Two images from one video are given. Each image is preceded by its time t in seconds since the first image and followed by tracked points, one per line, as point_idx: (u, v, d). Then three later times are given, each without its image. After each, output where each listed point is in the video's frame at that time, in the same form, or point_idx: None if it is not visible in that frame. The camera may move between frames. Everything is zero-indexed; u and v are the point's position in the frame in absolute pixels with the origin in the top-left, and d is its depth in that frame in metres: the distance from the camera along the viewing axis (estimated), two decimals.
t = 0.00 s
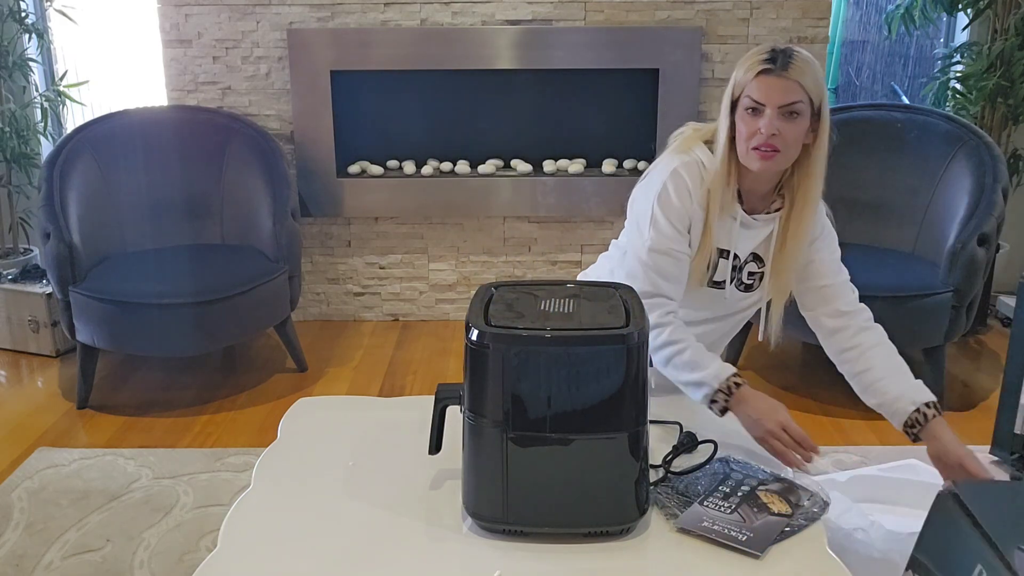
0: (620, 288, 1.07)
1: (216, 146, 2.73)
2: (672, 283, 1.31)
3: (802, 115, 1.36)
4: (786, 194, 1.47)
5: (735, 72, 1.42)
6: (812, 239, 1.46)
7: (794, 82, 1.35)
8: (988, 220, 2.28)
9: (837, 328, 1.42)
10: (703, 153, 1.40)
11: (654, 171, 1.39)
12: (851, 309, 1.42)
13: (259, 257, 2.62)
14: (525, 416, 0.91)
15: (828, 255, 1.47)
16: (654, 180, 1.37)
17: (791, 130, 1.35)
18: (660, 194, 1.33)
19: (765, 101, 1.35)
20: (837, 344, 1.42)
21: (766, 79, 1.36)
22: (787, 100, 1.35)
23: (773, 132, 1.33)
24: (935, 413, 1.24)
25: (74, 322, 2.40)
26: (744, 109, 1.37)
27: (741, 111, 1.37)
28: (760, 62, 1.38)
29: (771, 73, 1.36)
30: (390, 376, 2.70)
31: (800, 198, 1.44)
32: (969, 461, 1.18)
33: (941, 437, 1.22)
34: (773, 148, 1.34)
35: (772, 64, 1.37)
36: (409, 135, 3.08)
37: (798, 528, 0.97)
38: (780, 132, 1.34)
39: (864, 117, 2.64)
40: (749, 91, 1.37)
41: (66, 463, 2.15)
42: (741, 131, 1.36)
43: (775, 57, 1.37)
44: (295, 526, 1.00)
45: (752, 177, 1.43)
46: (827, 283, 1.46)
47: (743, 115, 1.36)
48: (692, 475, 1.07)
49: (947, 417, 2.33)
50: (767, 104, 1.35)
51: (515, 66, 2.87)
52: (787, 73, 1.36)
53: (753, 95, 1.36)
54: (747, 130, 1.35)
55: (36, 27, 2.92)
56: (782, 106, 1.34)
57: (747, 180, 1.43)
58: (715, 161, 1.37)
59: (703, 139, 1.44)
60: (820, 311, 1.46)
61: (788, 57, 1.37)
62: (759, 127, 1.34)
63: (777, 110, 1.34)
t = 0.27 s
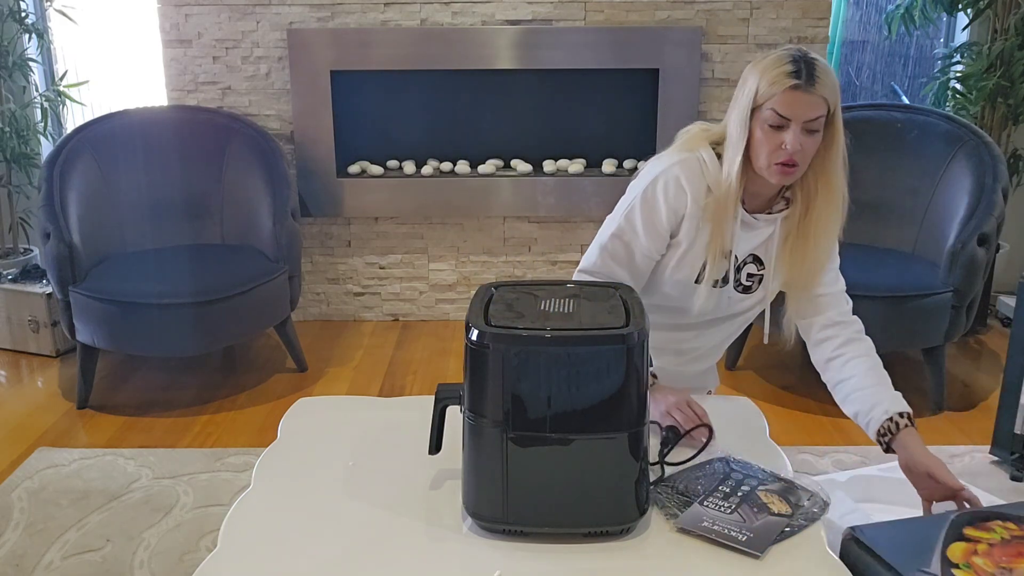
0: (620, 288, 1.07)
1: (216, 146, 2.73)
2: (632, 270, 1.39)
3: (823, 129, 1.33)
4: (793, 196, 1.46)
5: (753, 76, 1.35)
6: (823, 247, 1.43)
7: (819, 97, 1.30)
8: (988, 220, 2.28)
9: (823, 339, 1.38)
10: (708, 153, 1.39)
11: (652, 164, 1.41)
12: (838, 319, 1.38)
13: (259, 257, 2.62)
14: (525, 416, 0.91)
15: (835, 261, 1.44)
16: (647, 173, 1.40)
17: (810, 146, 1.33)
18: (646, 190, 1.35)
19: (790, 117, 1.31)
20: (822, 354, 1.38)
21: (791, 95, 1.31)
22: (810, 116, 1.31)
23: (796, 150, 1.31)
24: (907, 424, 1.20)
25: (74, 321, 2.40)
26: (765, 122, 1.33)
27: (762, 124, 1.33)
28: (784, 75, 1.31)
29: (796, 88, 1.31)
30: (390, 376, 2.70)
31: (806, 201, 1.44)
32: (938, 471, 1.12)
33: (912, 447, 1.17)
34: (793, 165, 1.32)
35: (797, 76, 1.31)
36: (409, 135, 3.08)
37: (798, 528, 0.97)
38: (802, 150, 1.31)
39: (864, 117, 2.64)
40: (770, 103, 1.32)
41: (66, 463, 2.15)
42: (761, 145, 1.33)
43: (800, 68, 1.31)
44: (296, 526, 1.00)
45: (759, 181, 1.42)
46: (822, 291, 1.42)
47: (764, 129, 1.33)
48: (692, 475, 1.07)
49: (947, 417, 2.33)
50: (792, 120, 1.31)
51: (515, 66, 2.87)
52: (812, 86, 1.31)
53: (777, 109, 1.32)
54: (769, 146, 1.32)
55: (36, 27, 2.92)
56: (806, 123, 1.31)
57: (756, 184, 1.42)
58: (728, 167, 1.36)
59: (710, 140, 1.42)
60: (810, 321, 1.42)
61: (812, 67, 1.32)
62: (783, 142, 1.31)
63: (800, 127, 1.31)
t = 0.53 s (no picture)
0: (620, 288, 1.07)
1: (216, 146, 2.73)
2: (630, 279, 1.40)
3: (796, 121, 1.28)
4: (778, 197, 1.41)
5: (723, 74, 1.32)
6: (813, 245, 1.38)
7: (787, 89, 1.26)
8: (988, 220, 2.28)
9: (821, 337, 1.35)
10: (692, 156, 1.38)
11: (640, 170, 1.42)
12: (836, 315, 1.34)
13: (259, 257, 2.62)
14: (525, 416, 0.91)
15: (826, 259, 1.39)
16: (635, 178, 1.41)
17: (784, 140, 1.28)
18: (630, 194, 1.37)
19: (757, 111, 1.27)
20: (822, 353, 1.35)
21: (757, 88, 1.27)
22: (780, 109, 1.27)
23: (767, 144, 1.27)
24: (912, 423, 1.18)
25: (73, 322, 2.40)
26: (734, 118, 1.29)
27: (732, 120, 1.30)
28: (750, 69, 1.28)
29: (762, 81, 1.27)
30: (390, 376, 2.70)
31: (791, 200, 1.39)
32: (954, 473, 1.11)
33: (921, 448, 1.15)
34: (767, 160, 1.28)
35: (763, 69, 1.27)
36: (409, 136, 3.08)
37: (798, 528, 0.97)
38: (775, 144, 1.27)
39: (863, 117, 2.64)
40: (739, 99, 1.29)
41: (66, 463, 2.15)
42: (734, 142, 1.29)
43: (766, 61, 1.27)
44: (296, 525, 1.00)
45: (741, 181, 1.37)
46: (818, 290, 1.38)
47: (734, 125, 1.29)
48: (692, 476, 1.07)
49: (947, 417, 2.33)
50: (760, 114, 1.27)
51: (515, 66, 2.87)
52: (780, 78, 1.27)
53: (745, 104, 1.28)
54: (741, 142, 1.29)
55: (36, 27, 2.92)
56: (776, 116, 1.27)
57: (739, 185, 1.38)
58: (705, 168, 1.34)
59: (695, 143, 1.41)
60: (807, 320, 1.39)
61: (780, 59, 1.28)
62: (754, 137, 1.27)
63: (770, 120, 1.27)
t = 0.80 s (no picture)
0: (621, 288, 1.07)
1: (216, 146, 2.74)
2: (625, 278, 1.49)
3: (779, 137, 1.26)
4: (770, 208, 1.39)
5: (711, 85, 1.31)
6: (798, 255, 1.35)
7: (768, 107, 1.24)
8: (988, 220, 2.28)
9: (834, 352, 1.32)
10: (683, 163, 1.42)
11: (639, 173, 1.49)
12: (843, 327, 1.31)
13: (258, 257, 2.62)
14: (525, 416, 0.91)
15: (824, 267, 1.36)
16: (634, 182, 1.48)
17: (765, 156, 1.26)
18: (623, 197, 1.45)
19: (737, 127, 1.25)
20: (839, 369, 1.32)
21: (738, 105, 1.25)
22: (760, 126, 1.25)
23: (746, 160, 1.25)
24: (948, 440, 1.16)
25: (74, 321, 2.40)
26: (717, 132, 1.29)
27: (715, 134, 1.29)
28: (731, 84, 1.26)
29: (742, 97, 1.25)
30: (390, 376, 2.70)
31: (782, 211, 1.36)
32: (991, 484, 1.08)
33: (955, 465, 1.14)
34: (746, 176, 1.27)
35: (745, 85, 1.25)
36: (409, 136, 3.08)
37: (797, 529, 0.97)
38: (753, 160, 1.26)
39: (863, 117, 2.64)
40: (721, 113, 1.27)
41: (66, 463, 2.15)
42: (715, 155, 1.29)
43: (749, 77, 1.25)
44: (297, 525, 1.00)
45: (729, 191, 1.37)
46: (820, 301, 1.35)
47: (717, 139, 1.29)
48: (692, 476, 1.07)
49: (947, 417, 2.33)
50: (739, 130, 1.25)
51: (515, 66, 2.87)
52: (762, 94, 1.25)
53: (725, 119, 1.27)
54: (722, 156, 1.28)
55: (36, 27, 2.92)
56: (756, 133, 1.25)
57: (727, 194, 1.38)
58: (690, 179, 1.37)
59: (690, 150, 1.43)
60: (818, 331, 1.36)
61: (765, 73, 1.25)
62: (732, 154, 1.27)
63: (749, 137, 1.25)
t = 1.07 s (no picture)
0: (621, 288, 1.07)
1: (216, 146, 2.74)
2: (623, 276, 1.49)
3: (766, 133, 1.26)
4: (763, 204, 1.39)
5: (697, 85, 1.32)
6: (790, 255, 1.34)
7: (754, 102, 1.24)
8: (988, 220, 2.28)
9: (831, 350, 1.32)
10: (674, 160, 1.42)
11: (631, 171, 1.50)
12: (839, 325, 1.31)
13: (258, 257, 2.62)
14: (525, 416, 0.91)
15: (820, 266, 1.37)
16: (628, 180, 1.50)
17: (753, 153, 1.26)
18: (617, 196, 1.46)
19: (724, 124, 1.26)
20: (836, 367, 1.32)
21: (723, 102, 1.26)
22: (747, 122, 1.25)
23: (735, 157, 1.26)
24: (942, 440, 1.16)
25: (73, 322, 2.40)
26: (705, 130, 1.29)
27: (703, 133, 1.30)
28: (717, 82, 1.27)
29: (727, 94, 1.26)
30: (390, 376, 2.70)
31: (775, 209, 1.37)
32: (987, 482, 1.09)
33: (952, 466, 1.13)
34: (735, 172, 1.27)
35: (730, 82, 1.26)
36: (409, 136, 3.08)
37: (797, 529, 0.97)
38: (742, 156, 1.26)
39: (863, 117, 2.64)
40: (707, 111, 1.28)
41: (66, 463, 2.15)
42: (704, 154, 1.30)
43: (733, 74, 1.26)
44: (297, 525, 1.00)
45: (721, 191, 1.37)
46: (820, 298, 1.36)
47: (705, 138, 1.29)
48: (692, 476, 1.07)
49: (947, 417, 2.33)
50: (726, 127, 1.26)
51: (515, 66, 2.87)
52: (747, 91, 1.26)
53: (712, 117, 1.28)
54: (710, 154, 1.29)
55: (36, 27, 2.92)
56: (743, 129, 1.25)
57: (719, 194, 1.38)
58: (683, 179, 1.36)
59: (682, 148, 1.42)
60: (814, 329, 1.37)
61: (749, 71, 1.26)
62: (720, 151, 1.27)
63: (736, 133, 1.26)
